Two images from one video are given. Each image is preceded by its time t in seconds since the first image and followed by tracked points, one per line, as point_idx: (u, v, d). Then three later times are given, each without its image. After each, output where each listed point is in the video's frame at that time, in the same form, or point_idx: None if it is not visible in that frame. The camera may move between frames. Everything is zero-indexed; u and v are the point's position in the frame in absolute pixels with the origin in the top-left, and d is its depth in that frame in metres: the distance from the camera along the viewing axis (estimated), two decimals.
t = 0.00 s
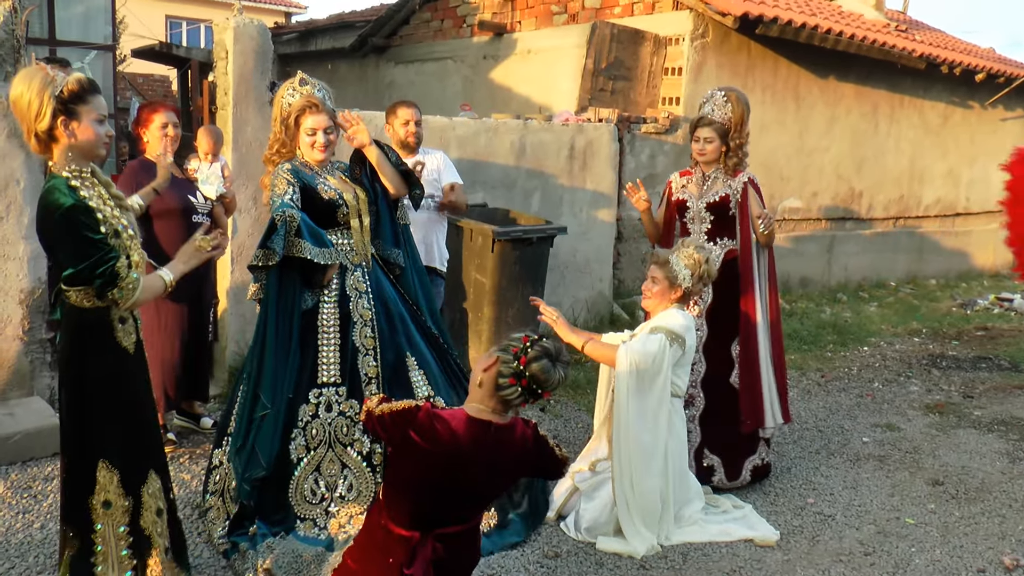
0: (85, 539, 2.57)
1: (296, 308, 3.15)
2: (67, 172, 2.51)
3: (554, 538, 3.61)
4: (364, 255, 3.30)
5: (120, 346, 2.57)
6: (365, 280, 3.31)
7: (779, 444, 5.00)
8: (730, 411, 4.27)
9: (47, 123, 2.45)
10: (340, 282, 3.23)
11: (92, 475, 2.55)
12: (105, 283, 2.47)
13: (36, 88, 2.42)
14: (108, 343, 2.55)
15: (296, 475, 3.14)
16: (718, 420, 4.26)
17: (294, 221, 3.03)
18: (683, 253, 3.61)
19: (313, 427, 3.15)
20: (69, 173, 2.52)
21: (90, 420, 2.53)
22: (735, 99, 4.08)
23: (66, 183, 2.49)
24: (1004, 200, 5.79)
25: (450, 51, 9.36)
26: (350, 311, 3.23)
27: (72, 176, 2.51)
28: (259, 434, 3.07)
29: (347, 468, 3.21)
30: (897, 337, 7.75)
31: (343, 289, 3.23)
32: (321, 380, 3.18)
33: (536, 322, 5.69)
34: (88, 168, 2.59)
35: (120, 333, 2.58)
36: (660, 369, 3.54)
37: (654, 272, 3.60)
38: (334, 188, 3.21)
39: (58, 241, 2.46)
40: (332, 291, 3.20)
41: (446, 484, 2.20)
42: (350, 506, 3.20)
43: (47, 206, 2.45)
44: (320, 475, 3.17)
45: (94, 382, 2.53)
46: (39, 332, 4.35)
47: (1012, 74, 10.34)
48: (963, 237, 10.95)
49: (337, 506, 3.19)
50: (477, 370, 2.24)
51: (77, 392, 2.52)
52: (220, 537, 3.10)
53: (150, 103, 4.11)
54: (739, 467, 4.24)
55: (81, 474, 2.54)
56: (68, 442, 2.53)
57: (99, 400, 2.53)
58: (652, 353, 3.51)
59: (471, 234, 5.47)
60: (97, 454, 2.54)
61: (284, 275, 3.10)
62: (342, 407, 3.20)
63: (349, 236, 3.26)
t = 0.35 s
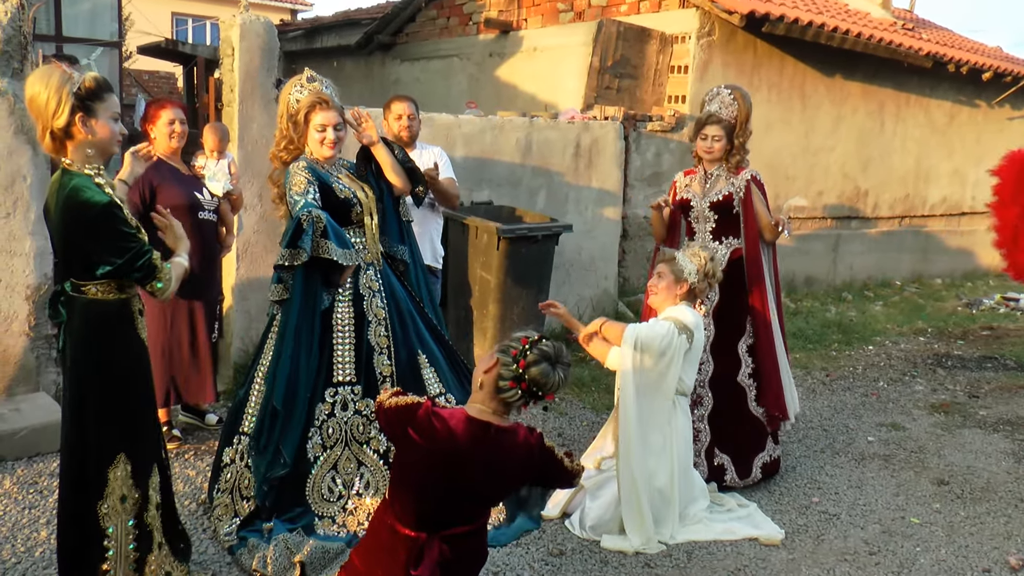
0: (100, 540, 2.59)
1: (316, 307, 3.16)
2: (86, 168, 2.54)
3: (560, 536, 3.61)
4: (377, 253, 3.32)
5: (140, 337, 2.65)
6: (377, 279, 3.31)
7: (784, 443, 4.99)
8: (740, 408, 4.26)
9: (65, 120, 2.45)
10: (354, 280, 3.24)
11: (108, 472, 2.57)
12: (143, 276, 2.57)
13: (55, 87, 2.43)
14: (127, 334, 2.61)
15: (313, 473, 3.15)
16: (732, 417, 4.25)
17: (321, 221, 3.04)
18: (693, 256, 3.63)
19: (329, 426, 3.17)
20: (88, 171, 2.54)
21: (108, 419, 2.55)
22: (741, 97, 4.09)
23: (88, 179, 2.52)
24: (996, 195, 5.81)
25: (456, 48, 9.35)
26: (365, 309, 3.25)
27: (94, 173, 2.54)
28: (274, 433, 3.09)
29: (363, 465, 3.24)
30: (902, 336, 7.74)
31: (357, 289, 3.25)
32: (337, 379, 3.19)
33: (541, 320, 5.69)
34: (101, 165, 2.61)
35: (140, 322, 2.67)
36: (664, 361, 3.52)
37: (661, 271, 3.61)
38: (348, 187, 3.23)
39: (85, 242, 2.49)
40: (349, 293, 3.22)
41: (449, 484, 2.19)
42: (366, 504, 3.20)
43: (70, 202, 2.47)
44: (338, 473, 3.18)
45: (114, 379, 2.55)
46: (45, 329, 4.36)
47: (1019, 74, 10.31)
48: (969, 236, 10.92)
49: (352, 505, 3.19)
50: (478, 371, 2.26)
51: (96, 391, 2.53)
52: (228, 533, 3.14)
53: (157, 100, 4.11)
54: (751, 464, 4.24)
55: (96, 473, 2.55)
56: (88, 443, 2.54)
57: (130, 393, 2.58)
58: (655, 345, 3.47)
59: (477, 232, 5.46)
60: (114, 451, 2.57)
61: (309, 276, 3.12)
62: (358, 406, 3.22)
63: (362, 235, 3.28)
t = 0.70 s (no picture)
0: (115, 538, 2.59)
1: (328, 314, 3.14)
2: (93, 170, 2.53)
3: (565, 538, 3.61)
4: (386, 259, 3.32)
5: (144, 342, 2.62)
6: (386, 283, 3.32)
7: (790, 445, 4.98)
8: (745, 412, 4.25)
9: (73, 124, 2.48)
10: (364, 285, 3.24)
11: (122, 472, 2.57)
12: (155, 265, 2.55)
13: (65, 90, 2.45)
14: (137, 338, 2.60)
15: (321, 478, 3.17)
16: (739, 421, 4.25)
17: (337, 230, 3.02)
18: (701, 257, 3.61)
19: (337, 431, 3.19)
20: (98, 173, 2.54)
21: (124, 416, 2.56)
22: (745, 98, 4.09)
23: (95, 182, 2.51)
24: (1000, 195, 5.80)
25: (462, 49, 9.35)
26: (376, 314, 3.26)
27: (99, 175, 2.53)
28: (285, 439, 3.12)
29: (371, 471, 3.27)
30: (908, 337, 7.73)
31: (367, 294, 3.25)
32: (347, 384, 3.19)
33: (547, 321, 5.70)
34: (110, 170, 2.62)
35: (144, 329, 2.63)
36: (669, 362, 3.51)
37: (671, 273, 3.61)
38: (360, 192, 3.23)
39: (95, 243, 2.50)
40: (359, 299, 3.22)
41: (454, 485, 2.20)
42: (375, 508, 3.24)
43: (77, 205, 2.47)
44: (345, 479, 3.20)
45: (127, 379, 2.56)
46: (51, 329, 4.37)
47: None
48: (976, 238, 10.89)
49: (360, 509, 3.22)
50: (466, 377, 2.23)
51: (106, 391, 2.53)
52: (234, 534, 3.16)
53: (164, 101, 4.14)
54: (757, 469, 4.23)
55: (111, 473, 2.55)
56: (103, 443, 2.54)
57: (141, 394, 2.58)
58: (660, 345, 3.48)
59: (483, 233, 5.47)
60: (128, 450, 2.57)
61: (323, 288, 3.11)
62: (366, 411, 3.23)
63: (373, 239, 3.28)
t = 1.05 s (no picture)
0: (99, 530, 2.60)
1: (337, 311, 3.16)
2: (88, 157, 2.52)
3: (566, 538, 3.61)
4: (393, 256, 3.32)
5: (139, 330, 2.60)
6: (395, 283, 3.31)
7: (790, 446, 4.98)
8: (740, 407, 4.27)
9: (72, 111, 2.49)
10: (372, 285, 3.23)
11: (107, 463, 2.57)
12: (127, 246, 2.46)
13: (65, 77, 2.47)
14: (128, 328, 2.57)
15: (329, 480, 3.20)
16: (740, 418, 4.26)
17: (342, 218, 3.04)
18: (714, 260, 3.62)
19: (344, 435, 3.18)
20: (95, 160, 2.53)
21: (112, 410, 2.56)
22: (743, 99, 4.13)
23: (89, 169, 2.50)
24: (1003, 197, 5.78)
25: (463, 49, 9.35)
26: (384, 316, 3.26)
27: (94, 161, 2.52)
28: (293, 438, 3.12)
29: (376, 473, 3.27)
30: (909, 338, 7.72)
31: (376, 293, 3.24)
32: (355, 386, 3.21)
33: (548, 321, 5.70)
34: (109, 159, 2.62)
35: (139, 316, 2.61)
36: (671, 363, 3.47)
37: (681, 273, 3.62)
38: (368, 186, 3.21)
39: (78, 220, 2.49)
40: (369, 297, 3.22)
41: (451, 483, 2.22)
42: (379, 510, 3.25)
43: (70, 190, 2.48)
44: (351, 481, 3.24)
45: (116, 369, 2.54)
46: (52, 327, 4.38)
47: None
48: (977, 239, 10.89)
49: (364, 512, 3.24)
50: (431, 379, 2.22)
51: (96, 382, 2.53)
52: (235, 534, 3.17)
53: (165, 100, 4.13)
54: (753, 464, 4.22)
55: (97, 465, 2.57)
56: (91, 433, 2.56)
57: (129, 385, 2.57)
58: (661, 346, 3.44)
59: (484, 233, 5.47)
60: (110, 443, 2.56)
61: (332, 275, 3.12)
62: (374, 415, 3.24)
63: (381, 236, 3.28)
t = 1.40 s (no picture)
0: (85, 535, 2.62)
1: (320, 309, 3.08)
2: (83, 161, 2.55)
3: (565, 537, 3.62)
4: (391, 261, 3.26)
5: (118, 334, 2.55)
6: (390, 288, 3.24)
7: (789, 445, 4.98)
8: (718, 395, 4.32)
9: (68, 115, 2.51)
10: (365, 289, 3.15)
11: (90, 472, 2.58)
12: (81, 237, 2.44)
13: (63, 81, 2.48)
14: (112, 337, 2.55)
15: (322, 491, 3.18)
16: (723, 408, 4.31)
17: (316, 213, 2.96)
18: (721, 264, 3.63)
19: (336, 445, 3.15)
20: (89, 163, 2.55)
21: (97, 421, 2.56)
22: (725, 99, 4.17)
23: (81, 172, 2.51)
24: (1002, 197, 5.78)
25: (462, 49, 9.35)
26: (377, 322, 3.18)
27: (87, 163, 2.55)
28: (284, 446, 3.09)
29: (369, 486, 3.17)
30: (908, 338, 7.72)
31: (368, 298, 3.16)
32: (345, 397, 3.16)
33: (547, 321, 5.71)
34: (107, 161, 2.62)
35: (122, 323, 2.56)
36: (687, 370, 3.55)
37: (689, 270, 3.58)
38: (366, 186, 3.16)
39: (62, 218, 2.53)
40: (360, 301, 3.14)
41: (447, 488, 2.25)
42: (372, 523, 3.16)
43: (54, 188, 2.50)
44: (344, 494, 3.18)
45: (98, 374, 2.54)
46: (51, 327, 4.38)
47: None
48: (976, 238, 10.90)
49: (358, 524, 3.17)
50: (401, 389, 2.25)
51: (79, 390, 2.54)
52: (235, 536, 3.22)
53: (164, 100, 4.15)
54: (739, 450, 4.27)
55: (80, 473, 2.58)
56: (76, 441, 2.57)
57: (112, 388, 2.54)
58: (677, 355, 3.51)
59: (483, 232, 5.48)
60: (94, 451, 2.57)
61: (311, 270, 3.04)
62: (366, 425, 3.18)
63: (378, 239, 3.22)
